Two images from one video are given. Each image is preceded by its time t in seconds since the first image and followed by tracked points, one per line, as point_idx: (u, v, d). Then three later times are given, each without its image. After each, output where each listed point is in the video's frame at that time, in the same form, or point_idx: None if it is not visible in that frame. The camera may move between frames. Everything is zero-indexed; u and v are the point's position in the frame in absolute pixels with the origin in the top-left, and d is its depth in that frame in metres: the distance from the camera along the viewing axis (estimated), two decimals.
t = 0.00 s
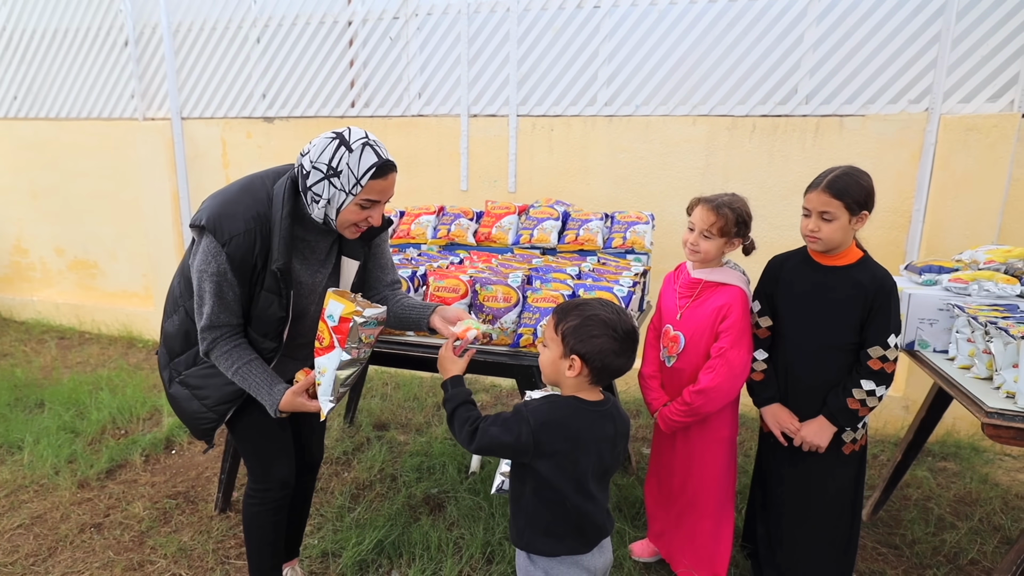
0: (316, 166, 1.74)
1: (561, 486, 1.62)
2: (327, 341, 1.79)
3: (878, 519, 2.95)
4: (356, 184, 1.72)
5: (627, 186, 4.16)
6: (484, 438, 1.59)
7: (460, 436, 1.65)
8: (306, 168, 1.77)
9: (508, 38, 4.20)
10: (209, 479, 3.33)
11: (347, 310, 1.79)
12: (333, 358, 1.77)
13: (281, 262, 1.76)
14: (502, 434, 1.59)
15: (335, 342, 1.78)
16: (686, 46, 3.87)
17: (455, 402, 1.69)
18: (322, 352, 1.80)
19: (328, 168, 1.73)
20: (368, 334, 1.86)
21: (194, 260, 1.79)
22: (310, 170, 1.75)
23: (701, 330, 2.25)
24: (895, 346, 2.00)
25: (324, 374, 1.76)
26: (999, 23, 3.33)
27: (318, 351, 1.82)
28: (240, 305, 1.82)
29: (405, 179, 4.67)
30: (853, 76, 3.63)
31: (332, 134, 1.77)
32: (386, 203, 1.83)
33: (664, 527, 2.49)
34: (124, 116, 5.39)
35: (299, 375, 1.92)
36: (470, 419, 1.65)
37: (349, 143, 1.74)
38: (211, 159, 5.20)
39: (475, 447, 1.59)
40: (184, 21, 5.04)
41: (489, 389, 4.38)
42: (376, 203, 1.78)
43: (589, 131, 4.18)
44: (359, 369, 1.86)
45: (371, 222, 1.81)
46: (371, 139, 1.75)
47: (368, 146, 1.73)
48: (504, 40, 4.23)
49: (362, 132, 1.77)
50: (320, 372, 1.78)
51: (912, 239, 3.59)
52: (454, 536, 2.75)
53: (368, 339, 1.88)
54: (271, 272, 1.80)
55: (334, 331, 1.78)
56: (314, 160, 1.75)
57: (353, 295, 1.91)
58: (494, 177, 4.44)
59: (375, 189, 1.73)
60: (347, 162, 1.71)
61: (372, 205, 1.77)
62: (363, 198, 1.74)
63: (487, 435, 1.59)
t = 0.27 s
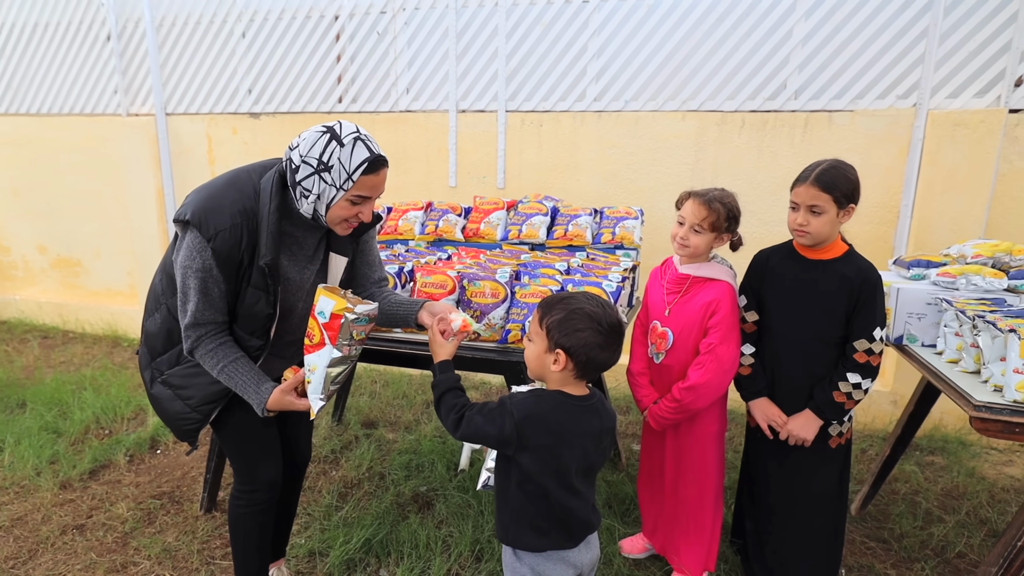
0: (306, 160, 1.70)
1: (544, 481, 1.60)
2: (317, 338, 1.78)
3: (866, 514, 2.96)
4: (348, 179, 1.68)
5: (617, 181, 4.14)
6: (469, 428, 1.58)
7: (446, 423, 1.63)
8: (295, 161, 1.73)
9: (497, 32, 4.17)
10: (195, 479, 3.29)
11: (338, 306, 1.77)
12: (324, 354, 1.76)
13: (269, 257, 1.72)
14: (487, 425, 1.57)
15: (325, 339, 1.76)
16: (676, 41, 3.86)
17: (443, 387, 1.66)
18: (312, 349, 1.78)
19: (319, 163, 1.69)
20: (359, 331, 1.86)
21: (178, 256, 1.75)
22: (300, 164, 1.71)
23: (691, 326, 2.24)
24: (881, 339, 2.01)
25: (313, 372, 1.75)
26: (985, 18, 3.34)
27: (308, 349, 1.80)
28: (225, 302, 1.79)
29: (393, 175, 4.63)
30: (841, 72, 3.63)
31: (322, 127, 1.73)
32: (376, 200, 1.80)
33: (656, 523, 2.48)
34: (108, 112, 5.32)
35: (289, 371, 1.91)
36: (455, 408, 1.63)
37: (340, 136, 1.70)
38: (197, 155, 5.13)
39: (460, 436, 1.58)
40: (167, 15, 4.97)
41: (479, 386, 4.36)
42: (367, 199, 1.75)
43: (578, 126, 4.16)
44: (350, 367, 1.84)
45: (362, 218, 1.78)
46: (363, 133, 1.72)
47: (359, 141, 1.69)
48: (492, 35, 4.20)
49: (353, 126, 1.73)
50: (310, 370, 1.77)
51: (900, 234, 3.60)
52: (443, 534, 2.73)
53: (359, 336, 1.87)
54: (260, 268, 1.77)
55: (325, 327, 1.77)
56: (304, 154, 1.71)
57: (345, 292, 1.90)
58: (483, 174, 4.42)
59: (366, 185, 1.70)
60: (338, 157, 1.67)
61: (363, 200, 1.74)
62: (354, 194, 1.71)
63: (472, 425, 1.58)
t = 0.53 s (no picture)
0: (290, 151, 1.66)
1: (527, 478, 1.58)
2: (301, 332, 1.74)
3: (855, 508, 2.96)
4: (334, 170, 1.65)
5: (606, 176, 4.12)
6: (454, 420, 1.55)
7: (429, 413, 1.61)
8: (279, 152, 1.68)
9: (485, 25, 4.13)
10: (180, 478, 3.24)
11: (322, 300, 1.74)
12: (308, 349, 1.72)
13: (250, 250, 1.68)
14: (472, 418, 1.55)
15: (310, 333, 1.73)
16: (665, 34, 3.83)
17: (425, 378, 1.64)
18: (297, 344, 1.75)
19: (304, 154, 1.65)
20: (345, 324, 1.82)
21: (156, 250, 1.70)
22: (284, 155, 1.66)
23: (675, 321, 2.22)
24: (867, 331, 2.01)
25: (298, 367, 1.72)
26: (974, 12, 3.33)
27: (292, 343, 1.77)
28: (206, 297, 1.74)
29: (381, 170, 4.58)
30: (831, 65, 3.62)
31: (307, 118, 1.69)
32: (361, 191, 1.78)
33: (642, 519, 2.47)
34: (91, 106, 5.24)
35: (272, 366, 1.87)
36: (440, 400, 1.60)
37: (325, 127, 1.66)
38: (182, 150, 5.06)
39: (444, 428, 1.56)
40: (151, 8, 4.89)
41: (468, 383, 4.33)
42: (353, 190, 1.72)
43: (567, 120, 4.12)
44: (336, 361, 1.81)
45: (347, 209, 1.76)
46: (348, 123, 1.69)
47: (345, 131, 1.66)
48: (480, 28, 4.16)
49: (338, 117, 1.70)
50: (295, 365, 1.73)
51: (889, 229, 3.60)
52: (431, 532, 2.70)
53: (344, 329, 1.83)
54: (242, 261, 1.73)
55: (309, 321, 1.73)
56: (287, 145, 1.66)
57: (328, 284, 1.86)
58: (472, 168, 4.38)
59: (353, 176, 1.68)
60: (324, 148, 1.64)
61: (348, 192, 1.71)
62: (339, 185, 1.68)
63: (457, 418, 1.55)
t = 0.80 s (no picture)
0: (280, 150, 1.63)
1: (517, 479, 1.55)
2: (288, 335, 1.71)
3: (849, 509, 2.95)
4: (324, 170, 1.62)
5: (600, 175, 4.10)
6: (442, 420, 1.53)
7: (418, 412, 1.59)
8: (268, 151, 1.65)
9: (478, 23, 4.11)
10: (169, 481, 3.21)
11: (310, 303, 1.71)
12: (295, 352, 1.70)
13: (237, 251, 1.65)
14: (461, 418, 1.52)
15: (297, 335, 1.70)
16: (659, 32, 3.81)
17: (417, 375, 1.62)
18: (283, 347, 1.72)
19: (294, 154, 1.62)
20: (332, 327, 1.79)
21: (139, 249, 1.66)
22: (273, 154, 1.63)
23: (665, 321, 2.20)
24: (858, 332, 2.00)
25: (285, 370, 1.70)
26: (968, 10, 3.32)
27: (278, 346, 1.74)
28: (190, 298, 1.71)
29: (374, 168, 4.55)
30: (824, 64, 3.61)
31: (298, 117, 1.66)
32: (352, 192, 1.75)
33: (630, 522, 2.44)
34: (80, 104, 5.18)
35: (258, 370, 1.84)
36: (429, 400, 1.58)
37: (316, 126, 1.63)
38: (173, 149, 5.02)
39: (432, 428, 1.53)
40: (140, 5, 4.84)
41: (462, 383, 4.30)
42: (343, 190, 1.69)
43: (561, 119, 4.10)
44: (324, 364, 1.79)
45: (337, 210, 1.73)
46: (339, 123, 1.66)
47: (335, 131, 1.63)
48: (473, 26, 4.14)
49: (329, 116, 1.68)
50: (281, 368, 1.71)
51: (883, 227, 3.59)
52: (422, 535, 2.67)
53: (332, 332, 1.80)
54: (229, 263, 1.70)
55: (296, 324, 1.70)
56: (277, 144, 1.63)
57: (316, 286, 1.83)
58: (465, 167, 4.35)
59: (343, 176, 1.65)
60: (314, 147, 1.61)
61: (339, 192, 1.68)
62: (330, 185, 1.64)
63: (445, 419, 1.53)
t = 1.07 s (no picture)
0: (276, 150, 1.61)
1: (511, 482, 1.54)
2: (286, 338, 1.70)
3: (845, 508, 2.95)
4: (321, 169, 1.62)
5: (596, 173, 4.09)
6: (436, 419, 1.52)
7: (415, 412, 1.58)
8: (264, 151, 1.64)
9: (473, 22, 4.09)
10: (163, 481, 3.19)
11: (308, 304, 1.69)
12: (291, 354, 1.69)
13: (234, 252, 1.64)
14: (454, 418, 1.52)
15: (294, 338, 1.69)
16: (655, 31, 3.80)
17: (415, 374, 1.61)
18: (281, 349, 1.71)
19: (291, 153, 1.61)
20: (332, 330, 1.76)
21: (133, 251, 1.65)
22: (270, 153, 1.62)
23: (669, 319, 2.20)
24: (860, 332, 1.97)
25: (281, 373, 1.68)
26: (963, 9, 3.32)
27: (275, 348, 1.73)
28: (184, 300, 1.69)
29: (369, 167, 4.53)
30: (820, 63, 3.60)
31: (294, 116, 1.65)
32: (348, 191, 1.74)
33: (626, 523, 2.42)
34: (73, 103, 5.15)
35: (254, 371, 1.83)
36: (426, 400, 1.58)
37: (312, 126, 1.62)
38: (167, 148, 4.99)
39: (427, 427, 1.53)
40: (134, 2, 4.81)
41: (457, 382, 4.30)
42: (340, 189, 1.68)
43: (557, 117, 4.09)
44: (322, 367, 1.76)
45: (334, 209, 1.72)
46: (335, 122, 1.65)
47: (332, 130, 1.63)
48: (468, 25, 4.12)
49: (326, 115, 1.67)
50: (278, 370, 1.70)
51: (879, 226, 3.59)
52: (418, 535, 2.66)
53: (332, 336, 1.78)
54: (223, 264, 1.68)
55: (293, 326, 1.69)
56: (274, 143, 1.62)
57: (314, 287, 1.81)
58: (460, 166, 4.34)
59: (340, 175, 1.64)
60: (312, 147, 1.60)
61: (336, 191, 1.68)
62: (327, 184, 1.64)
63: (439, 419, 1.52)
